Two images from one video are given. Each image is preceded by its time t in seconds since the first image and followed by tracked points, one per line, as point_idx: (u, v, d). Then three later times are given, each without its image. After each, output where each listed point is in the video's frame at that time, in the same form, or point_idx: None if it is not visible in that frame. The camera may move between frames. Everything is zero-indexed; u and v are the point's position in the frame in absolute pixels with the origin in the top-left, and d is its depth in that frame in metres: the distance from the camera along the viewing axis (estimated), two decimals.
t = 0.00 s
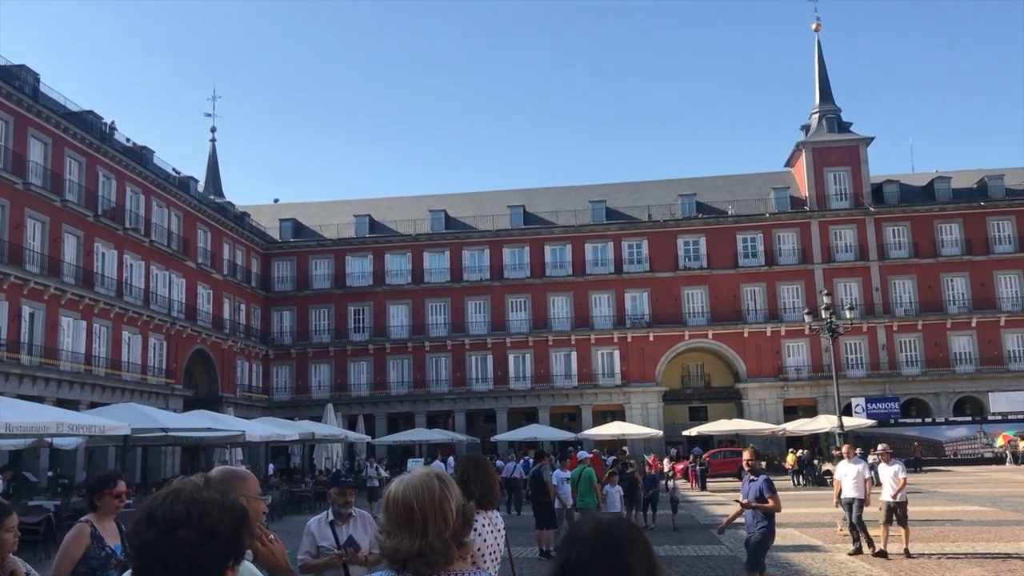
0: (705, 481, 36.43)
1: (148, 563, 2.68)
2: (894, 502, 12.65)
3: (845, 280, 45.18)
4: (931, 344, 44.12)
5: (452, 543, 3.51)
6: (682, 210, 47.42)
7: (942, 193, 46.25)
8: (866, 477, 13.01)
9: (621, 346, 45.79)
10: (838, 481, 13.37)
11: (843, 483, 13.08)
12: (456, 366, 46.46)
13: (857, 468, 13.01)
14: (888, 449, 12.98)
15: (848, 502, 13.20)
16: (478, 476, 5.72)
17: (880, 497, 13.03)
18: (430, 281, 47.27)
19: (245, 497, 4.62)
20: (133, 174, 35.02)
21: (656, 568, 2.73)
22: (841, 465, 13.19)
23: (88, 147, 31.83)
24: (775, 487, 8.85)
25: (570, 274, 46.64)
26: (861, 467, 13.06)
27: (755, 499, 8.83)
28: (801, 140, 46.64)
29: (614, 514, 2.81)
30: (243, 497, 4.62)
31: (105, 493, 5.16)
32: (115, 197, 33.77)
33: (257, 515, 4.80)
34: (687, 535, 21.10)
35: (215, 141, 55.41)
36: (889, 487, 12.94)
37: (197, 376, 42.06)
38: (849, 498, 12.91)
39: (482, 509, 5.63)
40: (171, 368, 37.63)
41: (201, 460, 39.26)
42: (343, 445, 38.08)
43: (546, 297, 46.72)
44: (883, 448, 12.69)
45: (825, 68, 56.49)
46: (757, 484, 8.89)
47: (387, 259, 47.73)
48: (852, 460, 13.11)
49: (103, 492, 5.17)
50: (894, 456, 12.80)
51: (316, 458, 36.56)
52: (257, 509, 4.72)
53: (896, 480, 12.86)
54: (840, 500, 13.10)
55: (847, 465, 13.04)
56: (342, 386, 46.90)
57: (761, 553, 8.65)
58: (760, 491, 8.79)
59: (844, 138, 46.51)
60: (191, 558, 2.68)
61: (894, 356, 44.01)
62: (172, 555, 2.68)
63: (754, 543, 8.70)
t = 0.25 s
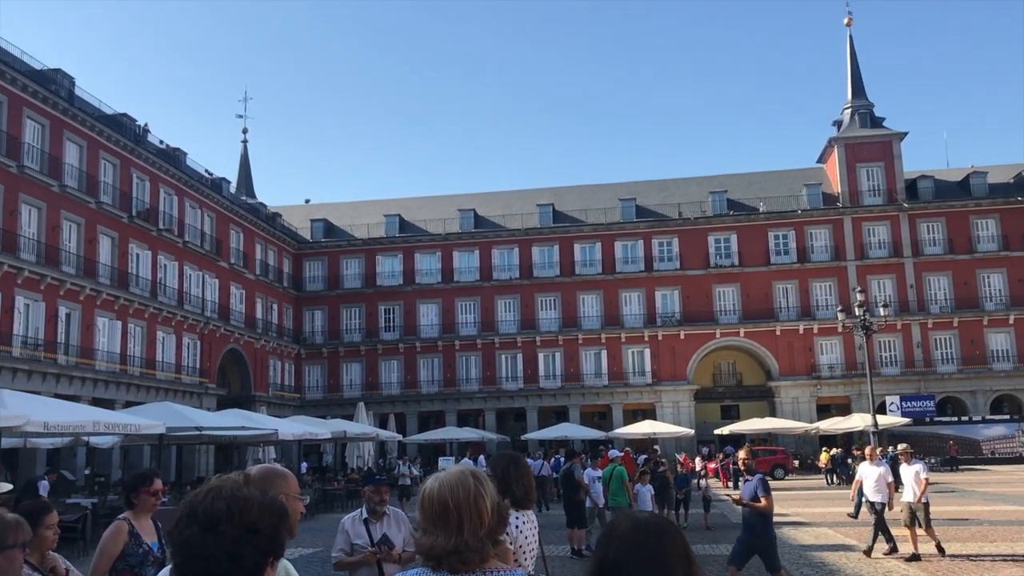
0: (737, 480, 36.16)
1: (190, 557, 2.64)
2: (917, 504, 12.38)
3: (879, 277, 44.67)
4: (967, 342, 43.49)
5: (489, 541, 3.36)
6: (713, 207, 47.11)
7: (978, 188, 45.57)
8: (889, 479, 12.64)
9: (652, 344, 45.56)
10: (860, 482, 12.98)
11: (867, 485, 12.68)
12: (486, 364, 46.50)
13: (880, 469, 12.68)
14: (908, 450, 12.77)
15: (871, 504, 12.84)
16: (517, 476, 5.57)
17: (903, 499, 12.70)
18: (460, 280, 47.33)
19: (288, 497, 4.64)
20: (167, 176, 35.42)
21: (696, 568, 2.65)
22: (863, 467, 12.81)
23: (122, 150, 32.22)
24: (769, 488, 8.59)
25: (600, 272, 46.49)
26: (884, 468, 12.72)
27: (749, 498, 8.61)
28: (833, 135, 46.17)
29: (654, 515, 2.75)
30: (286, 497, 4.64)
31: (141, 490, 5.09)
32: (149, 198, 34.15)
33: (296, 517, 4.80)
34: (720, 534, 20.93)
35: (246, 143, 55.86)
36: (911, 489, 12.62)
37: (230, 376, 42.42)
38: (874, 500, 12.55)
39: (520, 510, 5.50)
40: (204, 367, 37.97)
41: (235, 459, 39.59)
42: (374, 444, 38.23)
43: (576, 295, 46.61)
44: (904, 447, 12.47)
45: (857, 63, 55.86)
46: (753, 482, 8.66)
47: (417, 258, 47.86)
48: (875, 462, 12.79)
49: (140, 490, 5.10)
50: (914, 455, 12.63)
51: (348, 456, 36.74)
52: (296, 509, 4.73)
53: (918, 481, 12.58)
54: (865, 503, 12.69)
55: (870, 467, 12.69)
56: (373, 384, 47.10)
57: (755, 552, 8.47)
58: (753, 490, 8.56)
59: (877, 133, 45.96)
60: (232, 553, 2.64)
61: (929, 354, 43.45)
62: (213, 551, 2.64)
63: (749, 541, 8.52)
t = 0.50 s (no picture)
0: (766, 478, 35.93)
1: (227, 557, 2.68)
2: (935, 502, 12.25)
3: (909, 274, 44.23)
4: (999, 339, 42.94)
5: (518, 539, 3.35)
6: (740, 204, 46.85)
7: (1010, 184, 44.98)
8: (906, 477, 12.52)
9: (679, 342, 45.37)
10: (877, 480, 12.86)
11: (883, 482, 12.56)
12: (512, 362, 46.56)
13: (897, 466, 12.59)
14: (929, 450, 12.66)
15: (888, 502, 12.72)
16: (547, 469, 5.50)
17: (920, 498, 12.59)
18: (486, 278, 47.39)
19: (328, 500, 4.83)
20: (196, 176, 35.76)
21: (727, 567, 2.64)
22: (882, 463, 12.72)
23: (152, 150, 32.57)
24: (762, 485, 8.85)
25: (626, 270, 46.38)
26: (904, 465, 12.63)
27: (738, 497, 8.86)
28: (862, 131, 45.75)
29: (683, 513, 2.74)
30: (326, 499, 4.83)
31: (174, 487, 5.11)
32: (178, 198, 34.50)
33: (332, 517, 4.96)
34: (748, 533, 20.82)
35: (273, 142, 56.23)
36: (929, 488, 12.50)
37: (259, 374, 42.75)
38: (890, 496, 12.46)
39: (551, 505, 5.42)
40: (233, 365, 38.30)
41: (263, 456, 39.89)
42: (401, 442, 38.38)
43: (602, 293, 46.52)
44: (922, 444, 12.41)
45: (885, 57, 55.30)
46: (746, 481, 8.90)
47: (443, 256, 47.99)
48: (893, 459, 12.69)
49: (172, 488, 5.12)
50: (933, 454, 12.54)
51: (376, 454, 36.92)
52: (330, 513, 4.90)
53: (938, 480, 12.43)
54: (880, 501, 12.56)
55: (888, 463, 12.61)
56: (400, 382, 47.28)
57: (744, 551, 8.72)
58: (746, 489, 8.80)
59: (906, 128, 45.48)
60: (267, 551, 2.67)
61: (960, 351, 42.98)
62: (249, 550, 2.67)
63: (738, 539, 8.78)
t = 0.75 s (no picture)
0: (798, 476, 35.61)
1: (265, 552, 2.65)
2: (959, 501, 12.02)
3: (944, 269, 43.64)
4: None
5: (554, 535, 3.28)
6: (772, 200, 46.49)
7: None
8: (928, 475, 12.23)
9: (710, 339, 45.10)
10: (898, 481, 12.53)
11: (906, 481, 12.21)
12: (542, 359, 46.54)
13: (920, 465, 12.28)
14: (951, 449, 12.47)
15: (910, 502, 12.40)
16: (584, 466, 5.36)
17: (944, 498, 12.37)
18: (515, 276, 47.39)
19: (368, 502, 4.93)
20: (228, 176, 36.09)
21: (767, 566, 2.57)
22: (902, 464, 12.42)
23: (185, 150, 32.90)
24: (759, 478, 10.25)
25: (656, 266, 46.19)
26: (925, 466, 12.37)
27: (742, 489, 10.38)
28: (895, 125, 45.20)
29: (723, 510, 2.66)
30: (366, 501, 4.93)
31: (209, 484, 5.14)
32: (211, 198, 34.82)
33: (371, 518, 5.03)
34: (782, 531, 20.64)
35: (304, 142, 56.63)
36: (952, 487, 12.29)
37: (291, 371, 43.07)
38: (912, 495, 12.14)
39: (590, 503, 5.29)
40: (266, 363, 38.61)
41: (296, 453, 40.19)
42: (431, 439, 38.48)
43: (631, 290, 46.37)
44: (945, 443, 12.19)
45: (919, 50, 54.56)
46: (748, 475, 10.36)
47: (472, 254, 48.08)
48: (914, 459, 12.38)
49: (207, 484, 5.14)
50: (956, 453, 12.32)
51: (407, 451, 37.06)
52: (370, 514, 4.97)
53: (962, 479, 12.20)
54: (902, 500, 12.20)
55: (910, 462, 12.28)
56: (430, 379, 47.45)
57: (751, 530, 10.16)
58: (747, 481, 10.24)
59: (940, 121, 44.85)
60: (304, 546, 2.64)
61: (996, 347, 42.36)
62: (287, 544, 2.64)
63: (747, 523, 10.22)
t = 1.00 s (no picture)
0: (830, 473, 35.30)
1: (298, 548, 2.56)
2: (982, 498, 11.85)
3: (976, 263, 43.09)
4: None
5: (588, 534, 3.24)
6: (800, 195, 46.11)
7: None
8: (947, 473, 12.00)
9: (739, 336, 44.84)
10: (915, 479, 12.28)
11: (923, 480, 11.98)
12: (570, 358, 46.47)
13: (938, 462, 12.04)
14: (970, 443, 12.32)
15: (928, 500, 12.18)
16: (620, 466, 5.34)
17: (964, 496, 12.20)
18: (542, 274, 47.34)
19: (403, 503, 4.93)
20: (257, 177, 36.34)
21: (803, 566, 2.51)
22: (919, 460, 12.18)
23: (214, 152, 33.16)
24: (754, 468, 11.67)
25: (684, 263, 45.97)
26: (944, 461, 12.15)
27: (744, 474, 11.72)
28: (926, 118, 44.66)
29: (759, 509, 2.61)
30: (401, 501, 4.93)
31: (241, 482, 5.15)
32: (240, 199, 35.08)
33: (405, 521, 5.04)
34: (813, 529, 20.47)
35: (331, 143, 56.92)
36: (974, 485, 12.11)
37: (320, 370, 43.32)
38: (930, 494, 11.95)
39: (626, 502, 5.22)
40: (295, 362, 38.84)
41: (325, 452, 40.42)
42: (459, 437, 38.57)
43: (659, 287, 46.19)
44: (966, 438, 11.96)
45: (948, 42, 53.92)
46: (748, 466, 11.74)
47: (499, 253, 48.12)
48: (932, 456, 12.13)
49: (240, 483, 5.16)
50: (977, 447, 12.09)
51: (435, 449, 37.15)
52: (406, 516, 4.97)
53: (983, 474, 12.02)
54: (920, 499, 12.01)
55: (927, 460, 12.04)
56: (458, 378, 47.55)
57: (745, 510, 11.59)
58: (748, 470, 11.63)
59: (972, 114, 44.25)
60: (339, 543, 2.55)
61: None
62: (321, 541, 2.55)
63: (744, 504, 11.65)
